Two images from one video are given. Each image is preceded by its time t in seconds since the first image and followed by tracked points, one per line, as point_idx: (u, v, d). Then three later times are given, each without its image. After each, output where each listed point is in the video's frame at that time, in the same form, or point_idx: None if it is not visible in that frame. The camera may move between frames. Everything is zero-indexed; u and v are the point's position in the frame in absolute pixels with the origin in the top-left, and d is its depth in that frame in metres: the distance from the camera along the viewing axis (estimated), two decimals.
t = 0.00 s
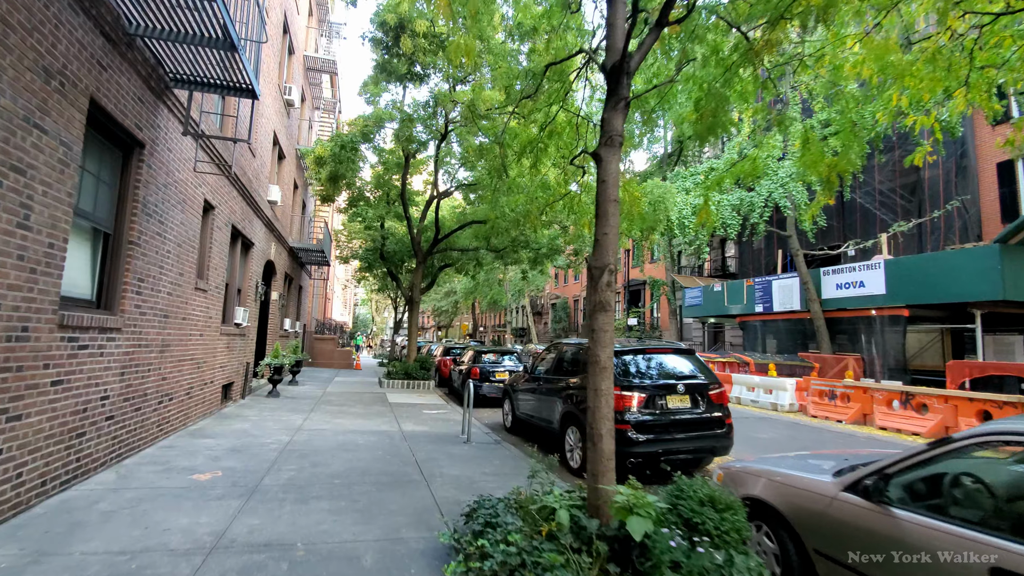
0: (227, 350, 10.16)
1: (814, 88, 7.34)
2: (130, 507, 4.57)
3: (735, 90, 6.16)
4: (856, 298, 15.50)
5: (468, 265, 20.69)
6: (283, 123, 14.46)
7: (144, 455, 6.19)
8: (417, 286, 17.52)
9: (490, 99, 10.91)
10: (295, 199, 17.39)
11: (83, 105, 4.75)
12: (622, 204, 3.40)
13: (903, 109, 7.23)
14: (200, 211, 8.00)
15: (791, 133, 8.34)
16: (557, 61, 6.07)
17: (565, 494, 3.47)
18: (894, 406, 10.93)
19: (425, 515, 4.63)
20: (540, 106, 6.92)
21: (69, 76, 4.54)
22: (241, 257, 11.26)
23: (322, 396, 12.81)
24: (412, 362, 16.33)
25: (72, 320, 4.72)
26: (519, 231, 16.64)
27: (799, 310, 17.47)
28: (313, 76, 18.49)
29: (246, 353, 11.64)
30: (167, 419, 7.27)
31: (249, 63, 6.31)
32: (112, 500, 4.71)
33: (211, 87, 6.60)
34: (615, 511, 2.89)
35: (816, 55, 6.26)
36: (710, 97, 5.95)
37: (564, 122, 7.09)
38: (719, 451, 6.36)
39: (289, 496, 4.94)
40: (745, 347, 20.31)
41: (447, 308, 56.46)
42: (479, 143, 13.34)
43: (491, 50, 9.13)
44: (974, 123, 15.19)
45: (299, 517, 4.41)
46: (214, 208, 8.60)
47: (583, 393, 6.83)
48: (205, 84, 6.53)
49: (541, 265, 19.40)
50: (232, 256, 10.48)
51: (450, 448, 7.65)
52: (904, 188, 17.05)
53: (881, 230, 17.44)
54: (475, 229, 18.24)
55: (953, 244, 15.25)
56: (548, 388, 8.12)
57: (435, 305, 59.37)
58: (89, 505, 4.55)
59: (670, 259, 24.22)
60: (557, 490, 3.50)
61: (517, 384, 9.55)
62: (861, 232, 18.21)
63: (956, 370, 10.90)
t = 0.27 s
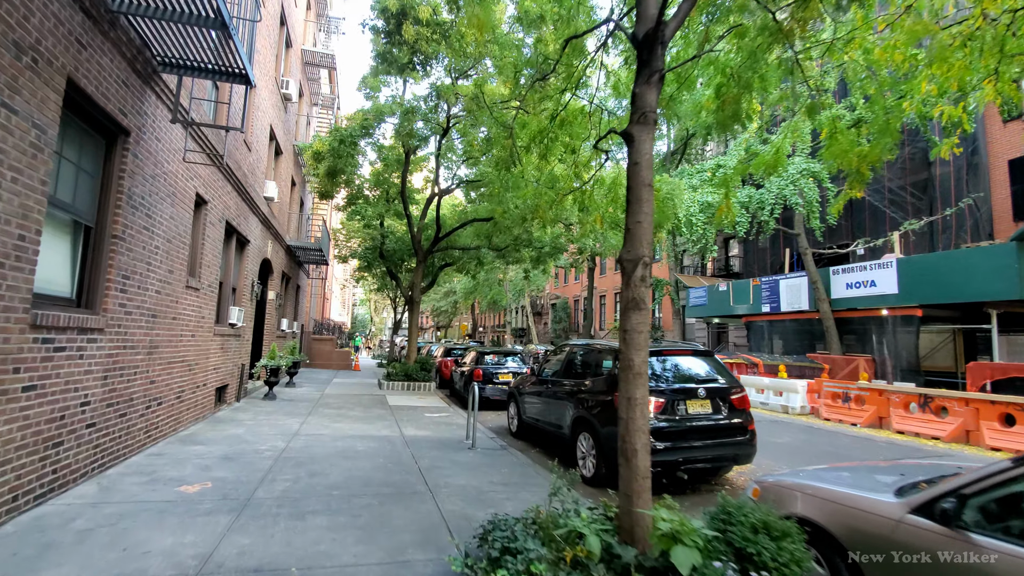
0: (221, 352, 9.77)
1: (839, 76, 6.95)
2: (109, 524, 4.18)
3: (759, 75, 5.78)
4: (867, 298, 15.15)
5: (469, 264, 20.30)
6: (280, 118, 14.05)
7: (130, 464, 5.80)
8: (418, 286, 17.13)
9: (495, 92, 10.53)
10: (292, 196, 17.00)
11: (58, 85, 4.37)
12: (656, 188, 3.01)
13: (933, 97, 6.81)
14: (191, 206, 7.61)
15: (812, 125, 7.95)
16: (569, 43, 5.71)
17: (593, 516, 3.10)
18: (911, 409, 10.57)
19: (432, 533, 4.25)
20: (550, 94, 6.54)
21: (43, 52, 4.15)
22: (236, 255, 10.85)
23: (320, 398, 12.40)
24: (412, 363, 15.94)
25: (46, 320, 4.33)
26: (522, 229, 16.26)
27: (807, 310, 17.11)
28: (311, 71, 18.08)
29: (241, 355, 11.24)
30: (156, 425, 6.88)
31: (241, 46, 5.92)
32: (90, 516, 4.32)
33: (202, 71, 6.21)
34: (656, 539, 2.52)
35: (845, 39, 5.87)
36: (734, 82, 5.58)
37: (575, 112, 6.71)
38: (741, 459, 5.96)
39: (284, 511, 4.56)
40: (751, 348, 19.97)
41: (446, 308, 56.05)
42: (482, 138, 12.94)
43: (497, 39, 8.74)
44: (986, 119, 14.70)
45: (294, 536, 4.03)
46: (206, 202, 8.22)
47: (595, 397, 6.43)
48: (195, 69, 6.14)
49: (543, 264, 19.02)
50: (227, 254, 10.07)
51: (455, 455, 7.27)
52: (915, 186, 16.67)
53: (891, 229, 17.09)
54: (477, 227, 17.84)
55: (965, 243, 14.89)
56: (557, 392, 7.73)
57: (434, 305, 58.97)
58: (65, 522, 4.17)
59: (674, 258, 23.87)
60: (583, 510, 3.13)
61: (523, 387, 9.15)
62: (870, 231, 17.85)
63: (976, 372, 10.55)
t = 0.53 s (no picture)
0: (215, 353, 9.40)
1: (865, 62, 6.60)
2: (85, 542, 3.82)
3: (784, 59, 5.43)
4: (878, 297, 14.82)
5: (470, 263, 19.94)
6: (276, 112, 13.67)
7: (113, 473, 5.42)
8: (418, 285, 16.76)
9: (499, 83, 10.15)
10: (290, 193, 16.61)
11: (32, 62, 4.02)
12: (697, 168, 2.66)
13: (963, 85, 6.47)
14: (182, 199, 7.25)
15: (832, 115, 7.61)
16: (584, 21, 5.36)
17: (625, 542, 2.76)
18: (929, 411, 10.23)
19: (439, 551, 3.88)
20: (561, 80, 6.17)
21: (15, 25, 3.80)
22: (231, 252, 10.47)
23: (318, 400, 12.03)
24: (413, 364, 15.57)
25: (16, 319, 3.96)
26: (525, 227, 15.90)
27: (815, 309, 16.76)
28: (308, 65, 17.69)
29: (236, 356, 10.87)
30: (144, 431, 6.51)
31: (233, 28, 5.57)
32: (65, 533, 3.95)
33: (192, 55, 5.86)
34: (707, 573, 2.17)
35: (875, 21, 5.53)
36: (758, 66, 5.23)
37: (587, 99, 6.34)
38: (766, 467, 5.58)
39: (277, 526, 4.19)
40: (757, 348, 19.62)
41: (445, 308, 55.68)
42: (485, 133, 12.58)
43: (502, 27, 8.36)
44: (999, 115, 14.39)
45: (288, 556, 3.67)
46: (198, 196, 7.86)
47: (609, 401, 6.06)
48: (185, 52, 5.79)
49: (546, 263, 18.66)
50: (221, 251, 9.70)
51: (459, 461, 6.91)
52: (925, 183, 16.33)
53: (901, 227, 16.77)
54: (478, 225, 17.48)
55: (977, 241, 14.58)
56: (566, 395, 7.36)
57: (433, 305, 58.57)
58: (36, 541, 3.79)
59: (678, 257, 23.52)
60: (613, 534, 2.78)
61: (529, 389, 8.78)
62: (878, 229, 17.54)
63: (996, 373, 10.21)
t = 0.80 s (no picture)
0: (208, 354, 9.01)
1: (895, 45, 6.22)
2: (53, 566, 3.42)
3: (816, 38, 5.05)
4: (890, 296, 14.47)
5: (471, 262, 19.55)
6: (272, 105, 13.26)
7: (93, 485, 5.03)
8: (418, 284, 16.37)
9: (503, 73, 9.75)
10: (286, 190, 16.20)
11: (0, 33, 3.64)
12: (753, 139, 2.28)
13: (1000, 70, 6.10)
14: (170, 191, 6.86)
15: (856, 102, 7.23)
16: None
17: None
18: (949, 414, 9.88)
19: None
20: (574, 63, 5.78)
21: None
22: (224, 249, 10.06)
23: (315, 403, 11.64)
24: (412, 365, 15.17)
25: None
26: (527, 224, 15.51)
27: (824, 309, 16.40)
28: (306, 59, 17.27)
29: (230, 357, 10.47)
30: (129, 437, 6.12)
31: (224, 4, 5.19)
32: (32, 555, 3.55)
33: (180, 35, 5.47)
34: None
35: None
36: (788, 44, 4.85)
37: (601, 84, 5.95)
38: (795, 476, 5.21)
39: (268, 546, 3.80)
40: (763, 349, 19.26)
41: (444, 309, 55.27)
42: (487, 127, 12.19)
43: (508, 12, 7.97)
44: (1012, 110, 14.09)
45: None
46: (188, 189, 7.46)
47: (624, 406, 5.68)
48: (173, 32, 5.41)
49: (548, 262, 18.28)
50: (213, 247, 9.30)
51: (464, 469, 6.52)
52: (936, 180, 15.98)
53: (910, 225, 16.44)
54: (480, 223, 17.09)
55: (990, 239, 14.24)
56: (577, 398, 6.97)
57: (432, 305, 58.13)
58: None
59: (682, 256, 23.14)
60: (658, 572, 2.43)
61: (535, 392, 8.40)
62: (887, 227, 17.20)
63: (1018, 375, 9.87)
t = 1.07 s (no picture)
0: (200, 354, 8.62)
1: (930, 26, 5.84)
2: None
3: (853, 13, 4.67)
4: (902, 296, 14.12)
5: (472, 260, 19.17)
6: (269, 98, 12.86)
7: (70, 496, 4.64)
8: (418, 283, 15.99)
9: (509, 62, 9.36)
10: (283, 186, 15.80)
11: None
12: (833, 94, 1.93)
13: None
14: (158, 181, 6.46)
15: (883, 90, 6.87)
16: None
17: None
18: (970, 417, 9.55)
19: None
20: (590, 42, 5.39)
21: None
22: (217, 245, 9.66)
23: (312, 404, 11.24)
24: (412, 366, 14.78)
25: None
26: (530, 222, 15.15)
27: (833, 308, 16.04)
28: (303, 52, 16.86)
29: (224, 357, 10.07)
30: (113, 443, 5.74)
31: None
32: None
33: (166, 11, 5.07)
34: None
35: None
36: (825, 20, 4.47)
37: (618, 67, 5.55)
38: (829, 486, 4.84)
39: (258, 567, 3.42)
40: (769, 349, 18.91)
41: (443, 308, 54.89)
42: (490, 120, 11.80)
43: None
44: None
45: None
46: (177, 180, 7.07)
47: (642, 410, 5.30)
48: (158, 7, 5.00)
49: (551, 260, 17.91)
50: (206, 243, 8.90)
51: (470, 476, 6.14)
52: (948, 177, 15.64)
53: (921, 223, 16.10)
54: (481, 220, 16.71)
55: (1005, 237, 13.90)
56: (588, 402, 6.59)
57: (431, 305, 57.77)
58: None
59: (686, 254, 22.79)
60: None
61: (542, 393, 8.02)
62: (897, 225, 16.87)
63: None
